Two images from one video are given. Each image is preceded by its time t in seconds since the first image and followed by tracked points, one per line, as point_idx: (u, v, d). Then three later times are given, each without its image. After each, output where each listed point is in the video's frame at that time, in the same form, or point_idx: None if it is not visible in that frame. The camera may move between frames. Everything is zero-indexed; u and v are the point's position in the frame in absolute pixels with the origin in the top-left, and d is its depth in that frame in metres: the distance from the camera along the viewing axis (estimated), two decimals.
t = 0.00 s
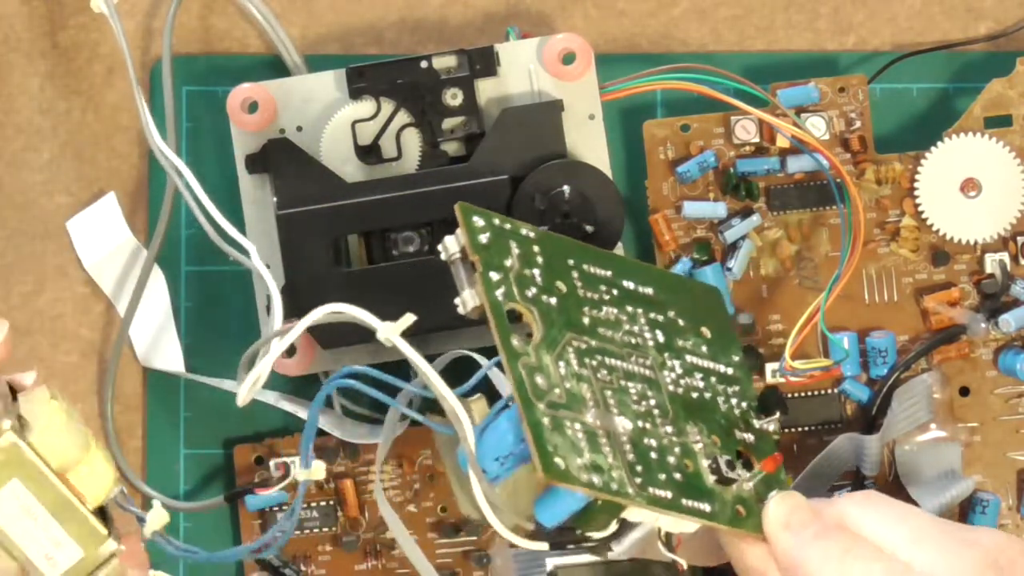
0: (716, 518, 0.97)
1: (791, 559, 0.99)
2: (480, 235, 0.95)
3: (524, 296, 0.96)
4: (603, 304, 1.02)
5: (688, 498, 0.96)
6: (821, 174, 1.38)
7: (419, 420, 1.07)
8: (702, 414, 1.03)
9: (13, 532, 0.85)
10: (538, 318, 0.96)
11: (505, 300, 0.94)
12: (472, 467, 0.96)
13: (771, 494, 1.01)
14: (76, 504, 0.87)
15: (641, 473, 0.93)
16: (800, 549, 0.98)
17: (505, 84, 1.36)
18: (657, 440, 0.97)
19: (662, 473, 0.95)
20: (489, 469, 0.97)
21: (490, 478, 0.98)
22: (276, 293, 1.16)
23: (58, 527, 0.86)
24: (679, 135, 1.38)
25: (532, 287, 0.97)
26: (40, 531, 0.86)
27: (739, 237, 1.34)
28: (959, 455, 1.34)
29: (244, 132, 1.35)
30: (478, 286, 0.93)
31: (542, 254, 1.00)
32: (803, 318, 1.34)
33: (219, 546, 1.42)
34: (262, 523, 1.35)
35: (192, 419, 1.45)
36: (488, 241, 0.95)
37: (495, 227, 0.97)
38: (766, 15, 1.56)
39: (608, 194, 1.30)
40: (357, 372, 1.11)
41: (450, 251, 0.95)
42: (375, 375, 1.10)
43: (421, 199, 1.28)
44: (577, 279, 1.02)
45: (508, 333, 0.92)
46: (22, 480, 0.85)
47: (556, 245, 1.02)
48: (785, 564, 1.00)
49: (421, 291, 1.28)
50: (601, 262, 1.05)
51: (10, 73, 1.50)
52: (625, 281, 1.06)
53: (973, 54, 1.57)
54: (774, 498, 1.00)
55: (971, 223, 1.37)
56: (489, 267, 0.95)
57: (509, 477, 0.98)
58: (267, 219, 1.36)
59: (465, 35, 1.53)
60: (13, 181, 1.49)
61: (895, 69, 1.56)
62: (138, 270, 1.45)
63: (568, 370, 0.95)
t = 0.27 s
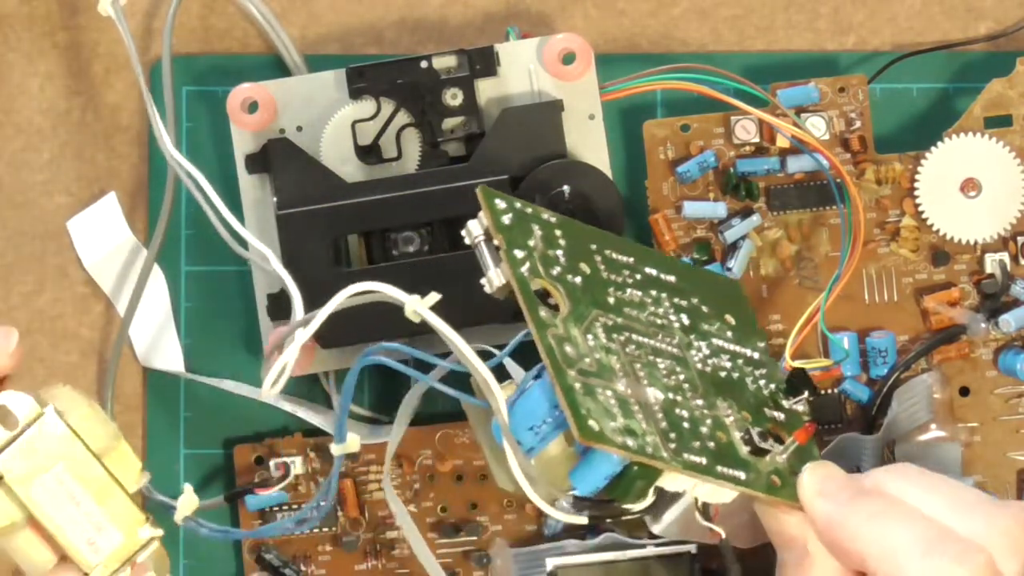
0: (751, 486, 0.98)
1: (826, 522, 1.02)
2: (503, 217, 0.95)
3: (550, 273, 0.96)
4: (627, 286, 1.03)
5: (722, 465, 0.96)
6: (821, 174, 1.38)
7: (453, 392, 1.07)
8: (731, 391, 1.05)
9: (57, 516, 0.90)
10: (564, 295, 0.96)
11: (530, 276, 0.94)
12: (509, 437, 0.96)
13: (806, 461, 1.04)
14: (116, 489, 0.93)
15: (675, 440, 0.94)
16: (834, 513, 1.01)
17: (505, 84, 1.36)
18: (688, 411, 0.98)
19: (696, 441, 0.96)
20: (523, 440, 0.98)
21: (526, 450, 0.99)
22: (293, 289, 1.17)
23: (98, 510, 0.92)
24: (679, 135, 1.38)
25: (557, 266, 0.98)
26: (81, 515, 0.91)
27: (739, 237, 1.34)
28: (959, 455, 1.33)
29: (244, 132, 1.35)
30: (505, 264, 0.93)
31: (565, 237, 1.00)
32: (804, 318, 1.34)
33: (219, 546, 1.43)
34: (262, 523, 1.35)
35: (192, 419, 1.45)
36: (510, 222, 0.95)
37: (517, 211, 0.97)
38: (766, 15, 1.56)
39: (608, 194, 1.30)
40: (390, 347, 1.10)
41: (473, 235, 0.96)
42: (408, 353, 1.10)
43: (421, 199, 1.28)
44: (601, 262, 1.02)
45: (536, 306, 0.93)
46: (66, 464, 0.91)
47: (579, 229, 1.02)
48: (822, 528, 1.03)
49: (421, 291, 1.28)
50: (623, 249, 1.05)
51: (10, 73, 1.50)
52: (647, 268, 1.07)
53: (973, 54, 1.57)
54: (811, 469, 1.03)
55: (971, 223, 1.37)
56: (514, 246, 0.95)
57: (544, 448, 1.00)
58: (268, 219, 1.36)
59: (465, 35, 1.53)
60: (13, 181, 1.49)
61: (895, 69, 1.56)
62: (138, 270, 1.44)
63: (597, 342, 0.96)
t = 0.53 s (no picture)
0: (767, 475, 0.97)
1: (854, 506, 1.03)
2: (509, 215, 0.94)
3: (558, 270, 0.96)
4: (644, 273, 1.01)
5: (735, 456, 0.96)
6: (821, 174, 1.38)
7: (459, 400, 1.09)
8: (754, 373, 1.02)
9: (66, 507, 0.87)
10: (572, 290, 0.96)
11: (536, 275, 0.94)
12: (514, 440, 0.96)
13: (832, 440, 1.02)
14: (127, 484, 0.91)
15: (683, 435, 0.94)
16: (863, 496, 1.02)
17: (505, 84, 1.36)
18: (702, 401, 0.97)
19: (708, 433, 0.96)
20: (530, 442, 0.99)
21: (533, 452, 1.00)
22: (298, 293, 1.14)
23: (106, 505, 0.89)
24: (679, 135, 1.38)
25: (565, 262, 0.97)
26: (90, 509, 0.88)
27: (739, 237, 1.34)
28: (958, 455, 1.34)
29: (244, 132, 1.35)
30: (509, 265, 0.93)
31: (576, 228, 0.99)
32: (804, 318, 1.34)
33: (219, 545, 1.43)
34: (262, 523, 1.35)
35: (192, 420, 1.45)
36: (517, 220, 0.95)
37: (526, 206, 0.96)
38: (766, 15, 1.56)
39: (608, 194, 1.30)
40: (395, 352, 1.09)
41: (482, 232, 0.96)
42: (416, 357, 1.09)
43: (421, 199, 1.28)
44: (615, 250, 1.00)
45: (541, 305, 0.92)
46: (79, 454, 0.89)
47: (590, 220, 0.99)
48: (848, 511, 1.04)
49: (421, 292, 1.28)
50: (641, 232, 1.02)
51: (10, 73, 1.50)
52: (669, 250, 1.03)
53: (973, 54, 1.57)
54: (838, 450, 1.01)
55: (971, 223, 1.37)
56: (520, 244, 0.94)
57: (550, 449, 1.00)
58: (268, 218, 1.36)
59: (465, 35, 1.53)
60: (13, 181, 1.49)
61: (895, 69, 1.56)
62: (138, 270, 1.44)
63: (605, 338, 0.95)
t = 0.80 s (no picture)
0: (775, 483, 0.97)
1: (870, 511, 1.00)
2: (519, 217, 0.96)
3: (567, 274, 0.97)
4: (663, 267, 1.02)
5: (740, 466, 0.96)
6: (821, 174, 1.38)
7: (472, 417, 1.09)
8: (773, 367, 1.03)
9: (43, 498, 0.88)
10: (580, 296, 0.97)
11: (542, 283, 0.95)
12: (520, 456, 0.96)
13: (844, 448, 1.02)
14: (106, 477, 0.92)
15: (685, 449, 0.94)
16: (879, 501, 0.99)
17: (505, 84, 1.36)
18: (711, 408, 0.98)
19: (713, 443, 0.96)
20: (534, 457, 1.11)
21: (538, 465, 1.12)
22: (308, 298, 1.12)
23: (84, 496, 0.90)
24: (679, 135, 1.38)
25: (577, 264, 0.98)
26: (67, 499, 0.89)
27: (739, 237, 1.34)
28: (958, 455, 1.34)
29: (244, 132, 1.35)
30: (513, 275, 0.94)
31: (594, 224, 1.00)
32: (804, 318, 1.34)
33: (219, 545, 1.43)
34: (262, 523, 1.35)
35: (192, 420, 1.45)
36: (527, 223, 0.96)
37: (537, 205, 0.97)
38: (766, 15, 1.56)
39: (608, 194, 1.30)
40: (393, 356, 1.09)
41: (495, 233, 0.96)
42: (417, 366, 1.09)
43: (421, 199, 1.28)
44: (635, 243, 1.01)
45: (543, 318, 0.93)
46: (57, 444, 0.91)
47: (613, 210, 1.01)
48: (865, 517, 1.01)
49: (421, 292, 1.28)
50: (665, 221, 1.04)
51: (10, 73, 1.50)
52: (695, 235, 1.05)
53: (973, 54, 1.57)
54: (853, 452, 1.01)
55: (971, 223, 1.37)
56: (528, 249, 0.95)
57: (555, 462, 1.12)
58: (268, 218, 1.36)
59: (465, 35, 1.53)
60: (12, 181, 1.49)
61: (895, 69, 1.56)
62: (138, 270, 1.44)
63: (610, 349, 0.96)
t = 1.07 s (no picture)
0: (774, 486, 0.98)
1: (874, 512, 1.00)
2: (521, 216, 0.95)
3: (569, 274, 0.97)
4: (666, 266, 1.02)
5: (736, 471, 0.96)
6: (820, 174, 1.38)
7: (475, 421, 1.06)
8: (775, 367, 1.02)
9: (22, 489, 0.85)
10: (582, 296, 0.97)
11: (543, 283, 0.95)
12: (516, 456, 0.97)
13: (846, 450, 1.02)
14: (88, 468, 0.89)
15: (681, 453, 0.95)
16: (885, 502, 0.99)
17: (505, 85, 1.36)
18: (710, 410, 0.98)
19: (710, 447, 0.96)
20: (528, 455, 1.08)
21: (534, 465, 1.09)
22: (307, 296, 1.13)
23: (64, 486, 0.87)
24: (679, 135, 1.38)
25: (578, 264, 0.98)
26: (46, 489, 0.86)
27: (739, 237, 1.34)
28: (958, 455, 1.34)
29: (244, 132, 1.35)
30: (515, 274, 0.94)
31: (597, 222, 1.00)
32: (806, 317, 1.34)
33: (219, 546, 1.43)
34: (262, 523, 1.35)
35: (192, 420, 1.45)
36: (529, 222, 0.96)
37: (541, 203, 0.97)
38: (766, 15, 1.56)
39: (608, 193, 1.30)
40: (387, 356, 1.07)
41: (496, 232, 0.95)
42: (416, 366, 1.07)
43: (421, 200, 1.28)
44: (638, 242, 1.01)
45: (542, 319, 0.93)
46: (37, 434, 0.87)
47: (618, 208, 1.01)
48: (869, 519, 1.00)
49: (421, 291, 1.28)
50: (670, 220, 1.03)
51: (10, 73, 1.50)
52: (700, 234, 1.04)
53: (973, 54, 1.57)
54: (854, 454, 1.01)
55: (971, 223, 1.37)
56: (529, 249, 0.95)
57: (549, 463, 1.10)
58: (269, 218, 1.36)
59: (465, 35, 1.53)
60: (13, 181, 1.49)
61: (895, 69, 1.56)
62: (138, 269, 1.44)
63: (609, 351, 0.96)
